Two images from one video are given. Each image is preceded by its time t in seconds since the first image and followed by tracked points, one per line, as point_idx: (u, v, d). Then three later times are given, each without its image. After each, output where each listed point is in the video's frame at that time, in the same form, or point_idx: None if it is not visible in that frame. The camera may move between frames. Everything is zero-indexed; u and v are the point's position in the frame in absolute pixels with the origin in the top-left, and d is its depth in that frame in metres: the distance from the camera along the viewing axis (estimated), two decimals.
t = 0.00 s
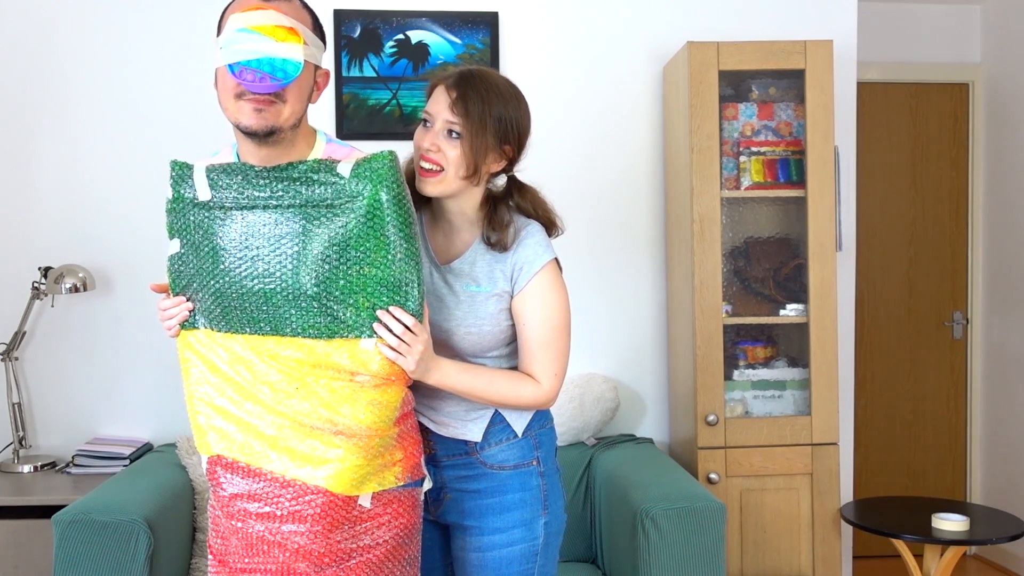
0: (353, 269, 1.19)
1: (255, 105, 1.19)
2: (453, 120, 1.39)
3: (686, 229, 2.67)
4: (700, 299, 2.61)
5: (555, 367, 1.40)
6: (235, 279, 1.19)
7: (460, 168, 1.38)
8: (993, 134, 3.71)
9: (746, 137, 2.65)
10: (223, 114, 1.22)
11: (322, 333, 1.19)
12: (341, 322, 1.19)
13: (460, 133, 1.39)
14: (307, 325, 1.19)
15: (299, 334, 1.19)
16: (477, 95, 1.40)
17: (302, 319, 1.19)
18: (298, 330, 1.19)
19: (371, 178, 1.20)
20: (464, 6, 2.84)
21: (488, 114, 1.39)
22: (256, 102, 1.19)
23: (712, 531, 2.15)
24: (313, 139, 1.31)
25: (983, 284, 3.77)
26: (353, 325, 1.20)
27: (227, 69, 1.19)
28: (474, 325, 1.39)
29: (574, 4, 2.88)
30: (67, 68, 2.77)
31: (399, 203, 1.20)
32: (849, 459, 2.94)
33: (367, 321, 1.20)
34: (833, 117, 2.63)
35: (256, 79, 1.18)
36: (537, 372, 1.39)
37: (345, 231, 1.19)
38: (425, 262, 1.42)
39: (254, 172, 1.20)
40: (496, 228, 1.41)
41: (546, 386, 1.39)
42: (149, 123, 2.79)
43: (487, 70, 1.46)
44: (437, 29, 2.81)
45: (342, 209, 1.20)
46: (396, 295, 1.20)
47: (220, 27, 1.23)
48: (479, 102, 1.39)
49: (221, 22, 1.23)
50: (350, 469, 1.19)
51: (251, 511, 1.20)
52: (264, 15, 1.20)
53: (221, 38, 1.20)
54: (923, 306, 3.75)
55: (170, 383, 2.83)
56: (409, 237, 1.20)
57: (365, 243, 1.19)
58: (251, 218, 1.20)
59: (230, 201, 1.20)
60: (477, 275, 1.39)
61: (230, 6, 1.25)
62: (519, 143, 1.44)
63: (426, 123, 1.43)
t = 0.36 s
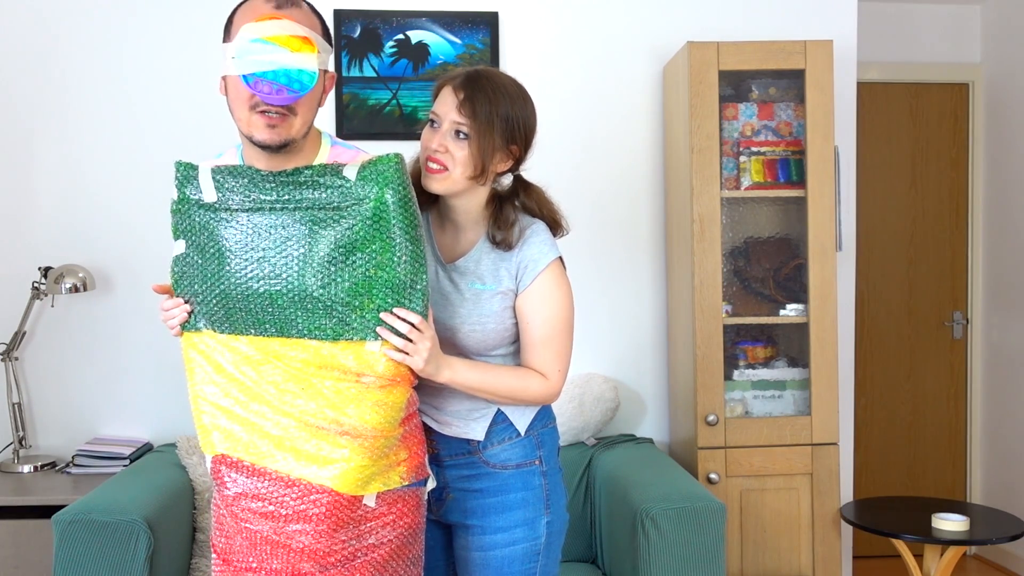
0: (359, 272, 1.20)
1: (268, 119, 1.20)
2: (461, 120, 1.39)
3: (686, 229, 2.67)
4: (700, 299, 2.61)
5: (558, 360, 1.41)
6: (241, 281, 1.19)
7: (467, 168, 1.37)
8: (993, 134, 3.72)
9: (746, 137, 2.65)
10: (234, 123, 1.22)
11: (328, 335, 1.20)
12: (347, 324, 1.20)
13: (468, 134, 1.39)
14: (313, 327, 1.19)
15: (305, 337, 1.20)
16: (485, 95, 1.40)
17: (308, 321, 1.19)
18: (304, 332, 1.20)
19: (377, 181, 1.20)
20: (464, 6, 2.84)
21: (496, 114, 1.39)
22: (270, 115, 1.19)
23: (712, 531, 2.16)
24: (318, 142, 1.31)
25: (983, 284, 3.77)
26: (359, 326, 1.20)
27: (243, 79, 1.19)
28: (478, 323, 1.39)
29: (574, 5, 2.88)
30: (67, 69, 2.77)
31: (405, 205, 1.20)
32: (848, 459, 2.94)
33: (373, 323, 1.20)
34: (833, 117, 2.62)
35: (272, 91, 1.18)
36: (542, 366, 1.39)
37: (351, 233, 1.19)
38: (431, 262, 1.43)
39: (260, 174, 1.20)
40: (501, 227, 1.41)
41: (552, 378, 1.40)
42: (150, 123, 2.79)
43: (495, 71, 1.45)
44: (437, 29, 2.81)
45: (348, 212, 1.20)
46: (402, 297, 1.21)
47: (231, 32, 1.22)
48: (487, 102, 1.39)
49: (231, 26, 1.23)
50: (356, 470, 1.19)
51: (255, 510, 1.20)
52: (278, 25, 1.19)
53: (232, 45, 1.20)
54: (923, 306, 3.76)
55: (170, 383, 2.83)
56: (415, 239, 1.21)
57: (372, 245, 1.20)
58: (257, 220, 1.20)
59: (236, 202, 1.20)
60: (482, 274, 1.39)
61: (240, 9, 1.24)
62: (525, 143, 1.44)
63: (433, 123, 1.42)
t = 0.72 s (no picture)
0: (371, 271, 1.20)
1: (259, 110, 1.17)
2: (481, 111, 1.40)
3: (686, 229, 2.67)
4: (700, 299, 2.61)
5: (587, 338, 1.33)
6: (252, 281, 1.19)
7: (487, 157, 1.37)
8: (993, 133, 3.71)
9: (746, 137, 2.65)
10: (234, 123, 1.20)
11: (339, 335, 1.19)
12: (358, 323, 1.19)
13: (487, 124, 1.40)
14: (324, 326, 1.19)
15: (314, 336, 1.19)
16: (504, 88, 1.42)
17: (319, 320, 1.18)
18: (315, 331, 1.19)
19: (389, 183, 1.22)
20: (464, 6, 2.84)
21: (515, 106, 1.41)
22: (261, 107, 1.17)
23: (711, 532, 2.16)
24: (327, 143, 1.28)
25: (983, 284, 3.77)
26: (371, 325, 1.19)
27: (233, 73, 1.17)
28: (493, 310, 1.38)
29: (575, 5, 2.88)
30: (67, 69, 2.77)
31: (416, 205, 1.21)
32: (848, 459, 2.94)
33: (385, 322, 1.19)
34: (833, 116, 2.62)
35: (256, 79, 1.16)
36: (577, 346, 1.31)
37: (363, 232, 1.20)
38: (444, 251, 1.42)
39: (269, 173, 1.20)
40: (517, 216, 1.40)
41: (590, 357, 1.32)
42: (150, 124, 2.79)
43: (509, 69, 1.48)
44: (437, 29, 2.81)
45: (360, 211, 1.20)
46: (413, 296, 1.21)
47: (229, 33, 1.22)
48: (506, 94, 1.41)
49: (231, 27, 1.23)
50: (361, 468, 1.20)
51: (260, 509, 1.20)
52: (265, 15, 1.18)
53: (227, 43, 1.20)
54: (923, 306, 3.75)
55: (170, 383, 2.83)
56: (425, 239, 1.22)
57: (383, 245, 1.20)
58: (268, 220, 1.20)
59: (246, 202, 1.20)
60: (498, 261, 1.38)
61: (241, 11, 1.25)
62: (541, 136, 1.46)
63: (452, 115, 1.43)
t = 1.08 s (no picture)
0: (380, 271, 1.22)
1: (297, 114, 1.20)
2: (485, 106, 1.41)
3: (686, 229, 2.67)
4: (700, 299, 2.61)
5: (524, 318, 1.31)
6: (262, 280, 1.20)
7: (492, 151, 1.39)
8: (994, 133, 3.71)
9: (746, 137, 2.65)
10: (259, 119, 1.21)
11: (349, 334, 1.20)
12: (368, 322, 1.21)
13: (493, 117, 1.41)
14: (334, 326, 1.20)
15: (324, 335, 1.20)
16: (507, 84, 1.43)
17: (329, 319, 1.20)
18: (324, 331, 1.20)
19: (398, 184, 1.24)
20: (464, 6, 2.84)
21: (519, 103, 1.43)
22: (300, 111, 1.20)
23: (712, 531, 2.15)
24: (338, 147, 1.28)
25: (983, 284, 3.77)
26: (381, 324, 1.21)
27: (273, 73, 1.19)
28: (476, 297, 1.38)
29: (575, 6, 2.88)
30: (67, 70, 2.77)
31: (425, 206, 1.24)
32: (848, 459, 2.94)
33: (395, 322, 1.22)
34: (833, 117, 2.62)
35: (304, 84, 1.19)
36: (510, 313, 1.29)
37: (373, 233, 1.22)
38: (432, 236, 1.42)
39: (279, 174, 1.22)
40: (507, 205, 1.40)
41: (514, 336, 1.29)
42: (151, 124, 2.79)
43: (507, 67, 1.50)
44: (437, 29, 2.81)
45: (370, 212, 1.22)
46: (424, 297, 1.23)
47: (258, 27, 1.22)
48: (510, 90, 1.43)
49: (257, 21, 1.22)
50: (369, 467, 1.21)
51: (264, 510, 1.20)
52: (311, 20, 1.21)
53: (262, 39, 1.20)
54: (923, 306, 3.75)
55: (170, 383, 2.83)
56: (433, 240, 1.25)
57: (393, 245, 1.22)
58: (277, 220, 1.21)
59: (255, 202, 1.21)
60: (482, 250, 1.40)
61: (265, 6, 1.25)
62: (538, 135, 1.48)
63: (454, 111, 1.44)
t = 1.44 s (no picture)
0: (379, 272, 1.22)
1: (302, 114, 1.21)
2: (472, 106, 1.42)
3: (686, 229, 2.67)
4: (700, 299, 2.61)
5: (509, 325, 1.31)
6: (260, 280, 1.20)
7: (479, 152, 1.41)
8: (993, 133, 3.72)
9: (746, 137, 2.65)
10: (261, 118, 1.22)
11: (348, 335, 1.21)
12: (366, 324, 1.21)
13: (479, 118, 1.42)
14: (332, 327, 1.20)
15: (322, 335, 1.20)
16: (493, 84, 1.44)
17: (328, 320, 1.20)
18: (322, 332, 1.20)
19: (397, 185, 1.24)
20: (464, 6, 2.84)
21: (505, 102, 1.44)
22: (305, 112, 1.21)
23: (712, 531, 2.15)
24: (338, 147, 1.28)
25: (983, 284, 3.77)
26: (379, 326, 1.22)
27: (281, 72, 1.19)
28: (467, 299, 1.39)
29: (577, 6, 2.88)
30: (67, 69, 2.77)
31: (424, 208, 1.25)
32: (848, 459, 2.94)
33: (393, 323, 1.22)
34: (833, 117, 2.63)
35: (310, 84, 1.20)
36: (493, 321, 1.30)
37: (372, 234, 1.22)
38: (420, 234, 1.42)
39: (280, 175, 1.23)
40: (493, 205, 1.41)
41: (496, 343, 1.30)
42: (150, 124, 2.79)
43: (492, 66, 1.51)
44: (437, 29, 2.81)
45: (369, 213, 1.23)
46: (424, 298, 1.24)
47: (263, 24, 1.22)
48: (496, 90, 1.44)
49: (262, 19, 1.23)
50: (367, 468, 1.21)
51: (261, 511, 1.20)
52: (318, 19, 1.21)
53: (268, 37, 1.20)
54: (923, 306, 3.76)
55: (170, 383, 2.83)
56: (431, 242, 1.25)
57: (392, 247, 1.23)
58: (275, 220, 1.21)
59: (254, 202, 1.22)
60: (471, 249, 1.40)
61: (270, 3, 1.25)
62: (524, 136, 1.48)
63: (440, 112, 1.45)
